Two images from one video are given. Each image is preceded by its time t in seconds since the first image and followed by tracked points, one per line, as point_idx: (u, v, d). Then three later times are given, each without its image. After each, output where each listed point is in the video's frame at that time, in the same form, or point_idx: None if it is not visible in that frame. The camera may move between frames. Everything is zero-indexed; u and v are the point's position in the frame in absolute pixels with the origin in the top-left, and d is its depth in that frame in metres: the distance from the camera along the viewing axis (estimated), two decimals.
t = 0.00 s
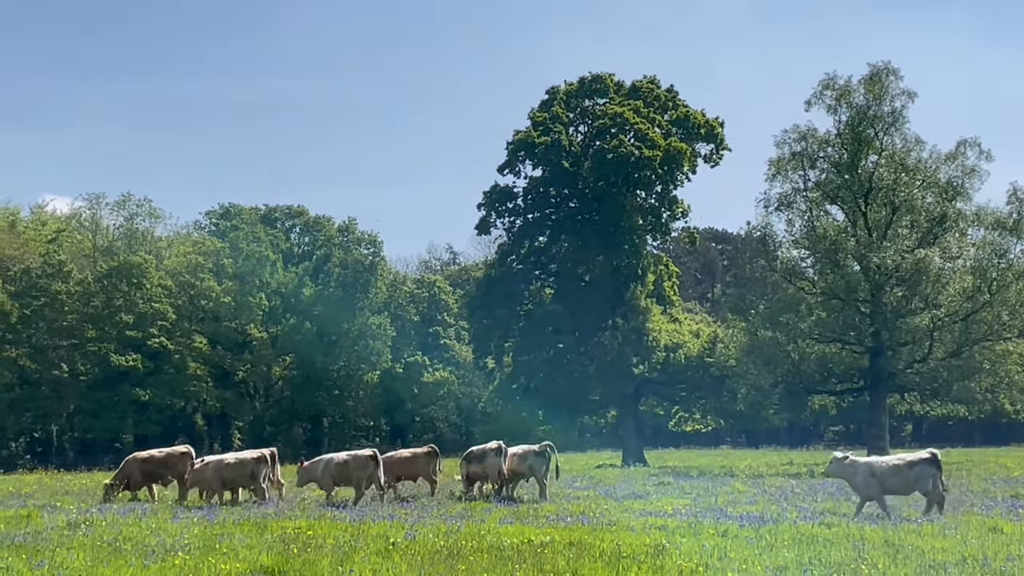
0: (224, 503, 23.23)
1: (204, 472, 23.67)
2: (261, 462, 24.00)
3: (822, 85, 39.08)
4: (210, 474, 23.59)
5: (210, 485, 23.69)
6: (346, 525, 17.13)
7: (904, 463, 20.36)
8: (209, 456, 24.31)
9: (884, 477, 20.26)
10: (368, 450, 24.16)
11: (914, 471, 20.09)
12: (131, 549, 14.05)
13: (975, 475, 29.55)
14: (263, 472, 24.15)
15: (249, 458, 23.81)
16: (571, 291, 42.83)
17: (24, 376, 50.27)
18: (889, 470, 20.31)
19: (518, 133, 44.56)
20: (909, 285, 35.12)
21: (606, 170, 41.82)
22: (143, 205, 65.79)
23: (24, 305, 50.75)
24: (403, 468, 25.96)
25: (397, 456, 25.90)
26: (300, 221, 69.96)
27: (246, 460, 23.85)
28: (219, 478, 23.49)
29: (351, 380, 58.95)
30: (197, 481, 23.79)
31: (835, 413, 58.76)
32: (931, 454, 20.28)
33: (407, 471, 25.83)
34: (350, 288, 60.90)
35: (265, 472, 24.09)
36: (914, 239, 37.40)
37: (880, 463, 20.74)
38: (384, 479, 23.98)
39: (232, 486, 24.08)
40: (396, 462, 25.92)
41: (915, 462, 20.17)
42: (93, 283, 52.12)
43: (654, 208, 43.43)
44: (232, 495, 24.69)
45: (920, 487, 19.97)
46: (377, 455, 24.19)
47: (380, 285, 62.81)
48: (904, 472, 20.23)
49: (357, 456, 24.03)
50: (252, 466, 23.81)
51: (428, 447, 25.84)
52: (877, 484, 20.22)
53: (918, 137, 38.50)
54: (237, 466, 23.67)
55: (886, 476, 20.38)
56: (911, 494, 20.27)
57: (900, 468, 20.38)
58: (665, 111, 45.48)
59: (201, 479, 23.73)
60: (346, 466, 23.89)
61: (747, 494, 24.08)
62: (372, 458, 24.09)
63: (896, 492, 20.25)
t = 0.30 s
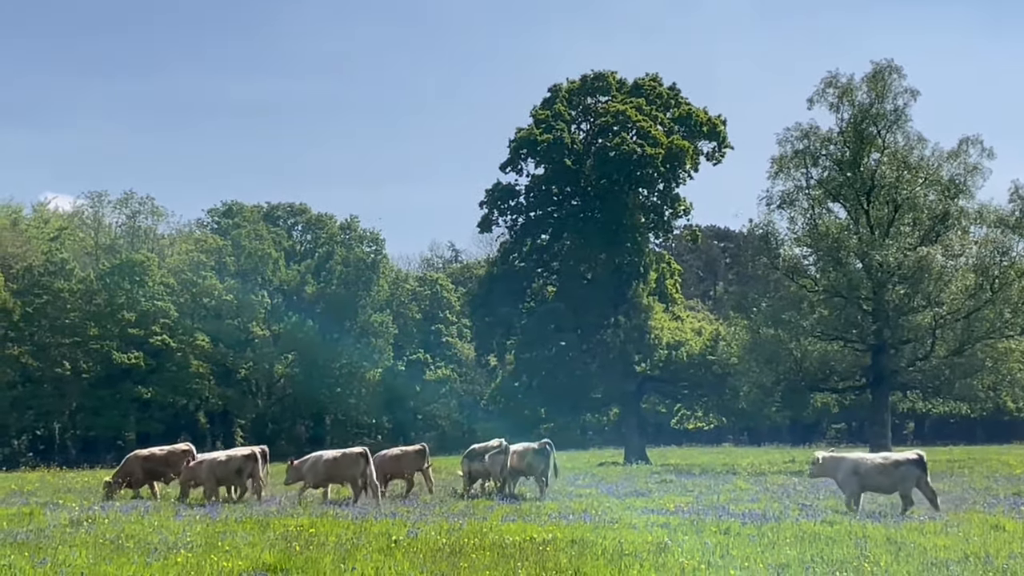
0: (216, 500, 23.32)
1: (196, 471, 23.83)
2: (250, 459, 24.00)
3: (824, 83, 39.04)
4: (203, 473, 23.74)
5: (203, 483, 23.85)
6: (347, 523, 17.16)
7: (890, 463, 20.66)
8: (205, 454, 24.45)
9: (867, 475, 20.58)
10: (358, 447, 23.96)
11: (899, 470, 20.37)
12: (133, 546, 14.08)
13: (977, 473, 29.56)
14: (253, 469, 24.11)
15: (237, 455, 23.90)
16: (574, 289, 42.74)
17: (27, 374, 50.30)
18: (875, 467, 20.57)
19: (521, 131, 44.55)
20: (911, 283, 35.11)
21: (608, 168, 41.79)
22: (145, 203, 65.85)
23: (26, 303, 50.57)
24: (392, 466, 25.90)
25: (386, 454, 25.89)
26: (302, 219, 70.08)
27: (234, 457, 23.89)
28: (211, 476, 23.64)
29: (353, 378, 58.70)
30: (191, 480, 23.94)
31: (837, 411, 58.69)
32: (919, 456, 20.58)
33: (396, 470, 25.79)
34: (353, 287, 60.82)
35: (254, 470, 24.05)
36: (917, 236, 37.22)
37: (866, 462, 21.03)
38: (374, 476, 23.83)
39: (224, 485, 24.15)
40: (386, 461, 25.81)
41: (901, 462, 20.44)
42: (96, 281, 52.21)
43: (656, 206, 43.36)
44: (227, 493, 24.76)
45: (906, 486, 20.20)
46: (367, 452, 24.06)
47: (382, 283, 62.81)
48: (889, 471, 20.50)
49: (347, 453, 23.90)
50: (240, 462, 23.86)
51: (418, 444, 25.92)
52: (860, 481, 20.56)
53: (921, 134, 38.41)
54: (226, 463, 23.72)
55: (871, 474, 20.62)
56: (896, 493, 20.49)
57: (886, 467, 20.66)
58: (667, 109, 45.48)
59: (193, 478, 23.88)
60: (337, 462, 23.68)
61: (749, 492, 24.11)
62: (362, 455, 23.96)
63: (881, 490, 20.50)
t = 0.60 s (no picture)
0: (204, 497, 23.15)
1: (186, 467, 23.64)
2: (241, 456, 24.02)
3: (826, 80, 38.98)
4: (192, 469, 23.57)
5: (191, 479, 23.64)
6: (349, 520, 17.19)
7: (875, 457, 20.17)
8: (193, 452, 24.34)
9: (850, 471, 20.17)
10: (346, 444, 24.09)
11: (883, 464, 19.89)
12: (136, 543, 14.13)
13: (979, 470, 29.58)
14: (243, 467, 24.13)
15: (228, 452, 23.80)
16: (576, 286, 42.70)
17: (29, 371, 50.39)
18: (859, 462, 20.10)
19: (522, 128, 44.44)
20: (913, 280, 34.96)
21: (609, 164, 41.59)
22: (147, 200, 65.90)
23: (29, 300, 50.70)
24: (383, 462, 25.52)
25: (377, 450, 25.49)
26: (303, 216, 69.71)
27: (225, 454, 23.84)
28: (200, 472, 23.45)
29: (355, 375, 59.00)
30: (180, 477, 23.75)
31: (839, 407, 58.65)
32: (903, 448, 20.02)
33: (389, 466, 25.42)
34: (354, 284, 61.26)
35: (245, 468, 24.07)
36: (918, 234, 37.44)
37: (851, 457, 20.50)
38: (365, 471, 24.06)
39: (213, 482, 24.06)
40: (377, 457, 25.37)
41: (886, 455, 19.95)
42: (97, 279, 52.29)
43: (658, 202, 43.32)
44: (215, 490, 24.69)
45: (892, 480, 19.69)
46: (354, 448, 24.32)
47: (382, 280, 63.59)
48: (874, 465, 20.00)
49: (337, 449, 24.03)
50: (232, 460, 23.85)
51: (411, 441, 25.63)
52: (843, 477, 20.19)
53: (922, 131, 38.37)
54: (217, 460, 23.62)
55: (856, 469, 20.14)
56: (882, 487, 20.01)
57: (871, 462, 20.16)
58: (669, 106, 45.42)
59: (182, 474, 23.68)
60: (326, 458, 23.78)
61: (751, 489, 24.13)
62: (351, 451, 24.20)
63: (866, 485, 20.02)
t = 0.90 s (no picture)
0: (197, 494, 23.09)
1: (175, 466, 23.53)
2: (233, 451, 24.01)
3: (827, 77, 38.92)
4: (182, 467, 23.48)
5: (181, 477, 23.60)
6: (349, 517, 17.19)
7: (857, 455, 20.57)
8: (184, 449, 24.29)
9: (833, 467, 20.52)
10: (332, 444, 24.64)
11: (865, 462, 20.31)
12: (136, 540, 14.14)
13: (979, 466, 29.66)
14: (235, 462, 24.13)
15: (221, 448, 23.82)
16: (578, 283, 42.72)
17: (30, 368, 50.38)
18: (844, 459, 20.41)
19: (523, 124, 44.44)
20: (913, 277, 35.00)
21: (610, 161, 41.59)
22: (148, 197, 65.87)
23: (29, 297, 50.42)
24: (373, 460, 25.67)
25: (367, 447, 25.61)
26: (304, 213, 69.47)
27: (217, 450, 23.80)
28: (189, 470, 23.34)
29: (356, 371, 59.11)
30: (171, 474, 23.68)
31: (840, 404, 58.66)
32: (884, 447, 20.51)
33: (379, 463, 25.57)
34: (355, 281, 61.17)
35: (237, 463, 24.07)
36: (919, 231, 37.36)
37: (834, 454, 20.87)
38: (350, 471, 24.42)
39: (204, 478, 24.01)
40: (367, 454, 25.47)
41: (869, 454, 20.36)
42: (98, 276, 52.28)
43: (658, 199, 43.20)
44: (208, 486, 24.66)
45: (874, 478, 20.10)
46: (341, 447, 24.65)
47: (383, 278, 63.53)
48: (857, 463, 20.38)
49: (324, 449, 24.32)
50: (223, 456, 23.83)
51: (401, 439, 25.81)
52: (825, 473, 20.52)
53: (923, 128, 38.31)
54: (208, 457, 23.57)
55: (840, 466, 20.47)
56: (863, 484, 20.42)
57: (854, 459, 20.54)
58: (670, 103, 45.39)
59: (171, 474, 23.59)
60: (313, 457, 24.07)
61: (752, 486, 24.14)
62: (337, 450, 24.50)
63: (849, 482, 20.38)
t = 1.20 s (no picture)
0: (187, 490, 23.24)
1: (168, 461, 23.82)
2: (226, 450, 23.99)
3: (828, 74, 38.85)
4: (174, 461, 23.73)
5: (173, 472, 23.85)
6: (349, 513, 17.20)
7: (840, 452, 20.79)
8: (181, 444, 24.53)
9: (815, 464, 20.84)
10: (317, 440, 24.82)
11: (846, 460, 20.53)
12: (136, 537, 14.17)
13: (978, 463, 29.71)
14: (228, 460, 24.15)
15: (213, 446, 23.83)
16: (579, 280, 42.66)
17: (30, 365, 50.41)
18: (826, 458, 20.67)
19: (524, 122, 44.40)
20: (913, 274, 34.97)
21: (610, 158, 41.53)
22: (148, 194, 65.88)
23: (29, 295, 50.75)
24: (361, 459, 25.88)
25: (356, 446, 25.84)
26: (304, 210, 69.29)
27: (210, 448, 23.89)
28: (180, 465, 23.55)
29: (357, 368, 58.92)
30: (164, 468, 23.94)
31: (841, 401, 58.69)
32: (867, 443, 20.60)
33: (368, 463, 25.78)
34: (355, 279, 61.23)
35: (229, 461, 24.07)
36: (920, 227, 37.20)
37: (817, 451, 21.13)
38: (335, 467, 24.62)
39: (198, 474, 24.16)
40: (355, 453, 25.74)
41: (851, 452, 20.54)
42: (99, 273, 52.27)
43: (659, 196, 43.13)
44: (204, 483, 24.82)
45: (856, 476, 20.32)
46: (326, 443, 24.80)
47: (384, 274, 63.64)
48: (839, 460, 20.64)
49: (309, 445, 24.56)
50: (216, 454, 23.87)
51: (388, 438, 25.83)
52: (808, 469, 20.86)
53: (924, 125, 38.23)
54: (200, 453, 23.70)
55: (822, 464, 20.75)
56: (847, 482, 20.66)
57: (836, 457, 20.78)
58: (670, 100, 45.34)
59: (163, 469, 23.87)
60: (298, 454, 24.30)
61: (752, 483, 24.17)
62: (322, 446, 24.69)
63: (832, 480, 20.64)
